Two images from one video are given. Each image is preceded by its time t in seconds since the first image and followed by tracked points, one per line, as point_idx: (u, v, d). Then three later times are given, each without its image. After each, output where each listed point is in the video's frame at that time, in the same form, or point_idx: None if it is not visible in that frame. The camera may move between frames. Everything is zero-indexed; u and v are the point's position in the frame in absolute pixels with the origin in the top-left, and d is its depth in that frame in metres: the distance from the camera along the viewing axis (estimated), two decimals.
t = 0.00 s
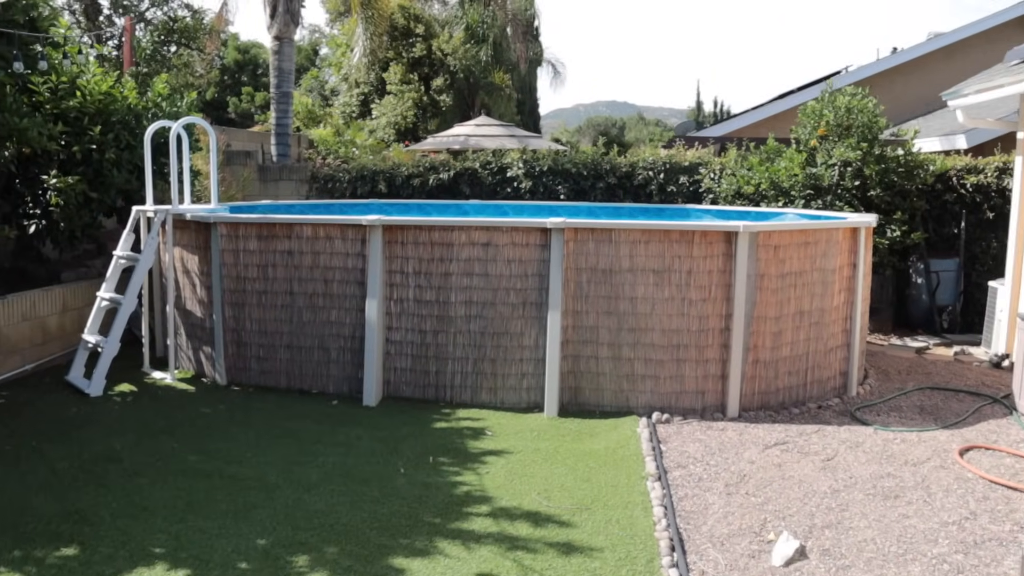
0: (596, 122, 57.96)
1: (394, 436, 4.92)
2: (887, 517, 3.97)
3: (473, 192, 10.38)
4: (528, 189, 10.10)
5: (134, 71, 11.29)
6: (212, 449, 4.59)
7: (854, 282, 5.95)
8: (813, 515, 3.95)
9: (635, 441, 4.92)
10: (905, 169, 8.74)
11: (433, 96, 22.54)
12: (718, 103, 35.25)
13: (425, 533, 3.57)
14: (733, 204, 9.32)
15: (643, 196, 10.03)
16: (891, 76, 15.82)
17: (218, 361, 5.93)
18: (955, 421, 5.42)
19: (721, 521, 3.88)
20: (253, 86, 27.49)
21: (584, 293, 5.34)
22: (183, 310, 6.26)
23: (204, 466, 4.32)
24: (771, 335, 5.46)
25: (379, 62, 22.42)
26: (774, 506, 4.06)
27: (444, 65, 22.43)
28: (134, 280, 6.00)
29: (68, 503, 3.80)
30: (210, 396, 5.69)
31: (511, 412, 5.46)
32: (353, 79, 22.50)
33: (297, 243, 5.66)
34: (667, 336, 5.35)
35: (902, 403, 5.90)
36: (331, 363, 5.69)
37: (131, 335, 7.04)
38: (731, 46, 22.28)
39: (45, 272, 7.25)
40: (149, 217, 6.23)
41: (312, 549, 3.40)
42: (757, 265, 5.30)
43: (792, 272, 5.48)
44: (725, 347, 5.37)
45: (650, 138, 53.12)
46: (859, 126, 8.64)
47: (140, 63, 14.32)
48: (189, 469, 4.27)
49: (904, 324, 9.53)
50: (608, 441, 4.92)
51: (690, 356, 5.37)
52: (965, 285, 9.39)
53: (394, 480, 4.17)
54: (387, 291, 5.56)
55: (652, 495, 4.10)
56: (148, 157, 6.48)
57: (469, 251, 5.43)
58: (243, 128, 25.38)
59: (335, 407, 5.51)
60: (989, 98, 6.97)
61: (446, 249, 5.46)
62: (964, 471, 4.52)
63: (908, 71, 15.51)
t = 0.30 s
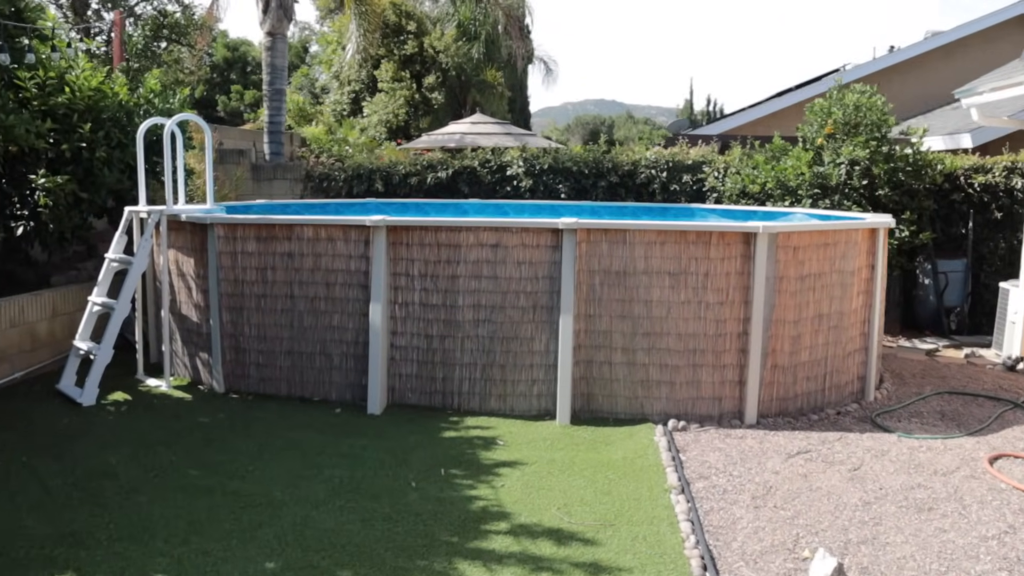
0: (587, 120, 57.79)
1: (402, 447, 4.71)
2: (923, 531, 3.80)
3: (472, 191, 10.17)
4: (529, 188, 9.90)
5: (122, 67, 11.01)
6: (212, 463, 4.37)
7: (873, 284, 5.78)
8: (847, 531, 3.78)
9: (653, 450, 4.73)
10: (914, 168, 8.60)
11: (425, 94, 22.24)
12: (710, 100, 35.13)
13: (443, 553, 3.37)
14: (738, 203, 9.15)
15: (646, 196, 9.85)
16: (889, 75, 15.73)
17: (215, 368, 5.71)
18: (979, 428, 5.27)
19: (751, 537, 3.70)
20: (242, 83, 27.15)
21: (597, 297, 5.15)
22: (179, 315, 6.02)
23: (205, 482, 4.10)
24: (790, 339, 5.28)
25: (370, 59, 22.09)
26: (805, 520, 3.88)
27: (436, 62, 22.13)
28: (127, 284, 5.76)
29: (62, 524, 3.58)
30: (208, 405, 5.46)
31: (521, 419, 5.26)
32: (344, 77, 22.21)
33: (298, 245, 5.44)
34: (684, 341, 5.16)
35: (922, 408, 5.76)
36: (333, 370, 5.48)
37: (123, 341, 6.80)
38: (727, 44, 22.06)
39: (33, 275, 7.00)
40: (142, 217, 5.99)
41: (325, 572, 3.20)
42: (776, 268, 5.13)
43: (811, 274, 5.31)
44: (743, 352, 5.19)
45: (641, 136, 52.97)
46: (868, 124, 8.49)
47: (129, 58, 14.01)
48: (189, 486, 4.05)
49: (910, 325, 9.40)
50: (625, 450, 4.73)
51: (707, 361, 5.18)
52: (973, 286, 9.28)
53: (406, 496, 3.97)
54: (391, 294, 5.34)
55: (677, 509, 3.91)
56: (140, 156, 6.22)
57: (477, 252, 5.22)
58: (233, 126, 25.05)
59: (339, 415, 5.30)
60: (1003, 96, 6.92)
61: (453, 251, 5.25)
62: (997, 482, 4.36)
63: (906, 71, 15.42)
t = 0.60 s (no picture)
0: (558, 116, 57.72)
1: (395, 457, 4.52)
2: (939, 542, 3.70)
3: (453, 188, 9.97)
4: (511, 185, 9.72)
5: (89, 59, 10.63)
6: (196, 478, 4.15)
7: (870, 286, 5.72)
8: (862, 542, 3.66)
9: (655, 457, 4.59)
10: (900, 166, 8.57)
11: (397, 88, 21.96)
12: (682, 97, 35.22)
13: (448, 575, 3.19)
14: (723, 201, 9.07)
15: (630, 193, 9.73)
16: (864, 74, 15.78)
17: (194, 375, 5.46)
18: (979, 431, 5.21)
19: (766, 551, 3.57)
20: (210, 78, 26.61)
21: (594, 299, 4.99)
22: (154, 319, 5.76)
23: (189, 499, 3.87)
24: (790, 342, 5.18)
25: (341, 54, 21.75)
26: (818, 531, 3.76)
27: (409, 57, 21.82)
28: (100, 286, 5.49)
29: (37, 549, 3.34)
30: (187, 414, 5.22)
31: (516, 426, 5.09)
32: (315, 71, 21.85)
33: (282, 246, 5.21)
34: (683, 345, 5.02)
35: (919, 410, 5.70)
36: (319, 376, 5.26)
37: (94, 345, 6.50)
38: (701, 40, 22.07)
39: None
40: (115, 216, 5.71)
41: None
42: (776, 269, 5.02)
43: (811, 276, 5.22)
44: (743, 355, 5.07)
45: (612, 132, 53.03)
46: (854, 122, 8.48)
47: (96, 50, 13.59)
48: (173, 504, 3.82)
49: (894, 324, 9.38)
50: (626, 458, 4.58)
51: (706, 365, 5.05)
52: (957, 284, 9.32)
53: (404, 511, 3.78)
54: (380, 297, 5.14)
55: (686, 521, 3.76)
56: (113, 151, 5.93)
57: (470, 254, 5.03)
58: (200, 121, 24.53)
59: (326, 423, 5.08)
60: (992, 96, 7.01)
61: (445, 252, 5.06)
62: (1006, 488, 4.28)
63: (882, 69, 15.48)
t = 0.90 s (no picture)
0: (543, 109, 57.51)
1: (399, 461, 4.37)
2: (963, 546, 3.60)
3: (446, 182, 9.80)
4: (505, 179, 9.56)
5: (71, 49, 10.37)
6: (192, 485, 3.97)
7: (878, 282, 5.62)
8: (886, 549, 3.55)
9: (665, 459, 4.47)
10: (899, 159, 8.49)
11: (383, 81, 21.53)
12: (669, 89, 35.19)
13: None
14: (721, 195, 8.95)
15: (625, 187, 9.60)
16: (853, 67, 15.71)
17: (187, 375, 5.28)
18: (990, 430, 5.14)
19: (788, 558, 3.46)
20: (192, 69, 26.20)
21: (602, 297, 4.85)
22: (144, 317, 5.57)
23: (186, 509, 3.70)
24: (800, 340, 5.07)
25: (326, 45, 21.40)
26: (840, 537, 3.65)
27: (394, 48, 21.53)
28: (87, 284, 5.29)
29: (27, 565, 3.16)
30: (180, 416, 5.04)
31: (520, 427, 4.95)
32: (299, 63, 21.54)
33: (277, 241, 5.04)
34: (692, 343, 4.90)
35: (928, 408, 5.62)
36: (317, 376, 5.10)
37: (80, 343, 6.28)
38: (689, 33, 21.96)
39: None
40: (102, 211, 5.50)
41: None
42: (788, 265, 4.91)
43: (821, 272, 5.11)
44: (753, 354, 4.96)
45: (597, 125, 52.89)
46: (854, 115, 8.37)
47: (77, 39, 13.27)
48: (169, 513, 3.65)
49: (892, 319, 9.31)
50: (636, 459, 4.46)
51: (715, 363, 4.94)
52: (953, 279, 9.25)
53: (412, 520, 3.63)
54: (380, 294, 4.97)
55: (704, 527, 3.64)
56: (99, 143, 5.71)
57: (473, 250, 4.88)
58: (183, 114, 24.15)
59: (325, 425, 4.92)
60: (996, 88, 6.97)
61: (447, 248, 4.90)
62: None
63: (873, 62, 15.39)
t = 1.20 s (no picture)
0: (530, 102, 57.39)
1: (405, 466, 4.23)
2: (990, 551, 3.52)
3: (441, 177, 9.65)
4: (502, 174, 9.42)
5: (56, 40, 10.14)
6: (192, 493, 3.83)
7: (887, 280, 5.54)
8: (912, 556, 3.46)
9: (679, 462, 4.37)
10: (900, 155, 8.42)
11: (371, 73, 21.39)
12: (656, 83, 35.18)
13: None
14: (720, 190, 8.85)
15: (623, 182, 9.51)
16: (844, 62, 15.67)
17: (182, 377, 5.11)
18: (1002, 429, 5.08)
19: (813, 566, 3.36)
20: (176, 60, 25.88)
21: (611, 296, 4.74)
22: (137, 316, 5.39)
23: (187, 520, 3.56)
24: (811, 339, 4.98)
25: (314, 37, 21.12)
26: (865, 543, 3.56)
27: (382, 42, 21.20)
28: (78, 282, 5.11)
29: None
30: (176, 419, 4.88)
31: (528, 430, 4.83)
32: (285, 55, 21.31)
33: (277, 239, 4.88)
34: (703, 343, 4.80)
35: (937, 407, 5.56)
36: (318, 378, 4.96)
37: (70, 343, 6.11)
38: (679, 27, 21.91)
39: None
40: (93, 206, 5.32)
41: None
42: (800, 263, 4.81)
43: (832, 270, 5.02)
44: (764, 354, 4.86)
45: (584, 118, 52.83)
46: (854, 110, 8.30)
47: (64, 30, 12.99)
48: (169, 525, 3.50)
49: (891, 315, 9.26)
50: (648, 463, 4.35)
51: (727, 364, 4.84)
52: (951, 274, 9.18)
53: (424, 530, 3.50)
54: (383, 294, 4.83)
55: (726, 535, 3.54)
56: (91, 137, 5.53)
57: (479, 248, 4.75)
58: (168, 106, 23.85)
59: (326, 429, 4.78)
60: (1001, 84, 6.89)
61: (452, 247, 4.77)
62: None
63: (863, 56, 15.34)
